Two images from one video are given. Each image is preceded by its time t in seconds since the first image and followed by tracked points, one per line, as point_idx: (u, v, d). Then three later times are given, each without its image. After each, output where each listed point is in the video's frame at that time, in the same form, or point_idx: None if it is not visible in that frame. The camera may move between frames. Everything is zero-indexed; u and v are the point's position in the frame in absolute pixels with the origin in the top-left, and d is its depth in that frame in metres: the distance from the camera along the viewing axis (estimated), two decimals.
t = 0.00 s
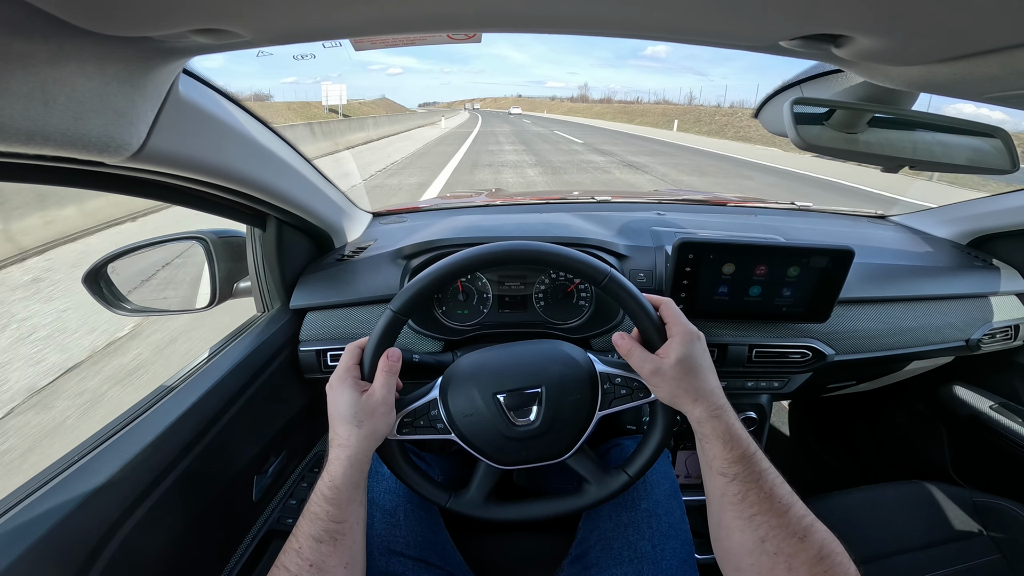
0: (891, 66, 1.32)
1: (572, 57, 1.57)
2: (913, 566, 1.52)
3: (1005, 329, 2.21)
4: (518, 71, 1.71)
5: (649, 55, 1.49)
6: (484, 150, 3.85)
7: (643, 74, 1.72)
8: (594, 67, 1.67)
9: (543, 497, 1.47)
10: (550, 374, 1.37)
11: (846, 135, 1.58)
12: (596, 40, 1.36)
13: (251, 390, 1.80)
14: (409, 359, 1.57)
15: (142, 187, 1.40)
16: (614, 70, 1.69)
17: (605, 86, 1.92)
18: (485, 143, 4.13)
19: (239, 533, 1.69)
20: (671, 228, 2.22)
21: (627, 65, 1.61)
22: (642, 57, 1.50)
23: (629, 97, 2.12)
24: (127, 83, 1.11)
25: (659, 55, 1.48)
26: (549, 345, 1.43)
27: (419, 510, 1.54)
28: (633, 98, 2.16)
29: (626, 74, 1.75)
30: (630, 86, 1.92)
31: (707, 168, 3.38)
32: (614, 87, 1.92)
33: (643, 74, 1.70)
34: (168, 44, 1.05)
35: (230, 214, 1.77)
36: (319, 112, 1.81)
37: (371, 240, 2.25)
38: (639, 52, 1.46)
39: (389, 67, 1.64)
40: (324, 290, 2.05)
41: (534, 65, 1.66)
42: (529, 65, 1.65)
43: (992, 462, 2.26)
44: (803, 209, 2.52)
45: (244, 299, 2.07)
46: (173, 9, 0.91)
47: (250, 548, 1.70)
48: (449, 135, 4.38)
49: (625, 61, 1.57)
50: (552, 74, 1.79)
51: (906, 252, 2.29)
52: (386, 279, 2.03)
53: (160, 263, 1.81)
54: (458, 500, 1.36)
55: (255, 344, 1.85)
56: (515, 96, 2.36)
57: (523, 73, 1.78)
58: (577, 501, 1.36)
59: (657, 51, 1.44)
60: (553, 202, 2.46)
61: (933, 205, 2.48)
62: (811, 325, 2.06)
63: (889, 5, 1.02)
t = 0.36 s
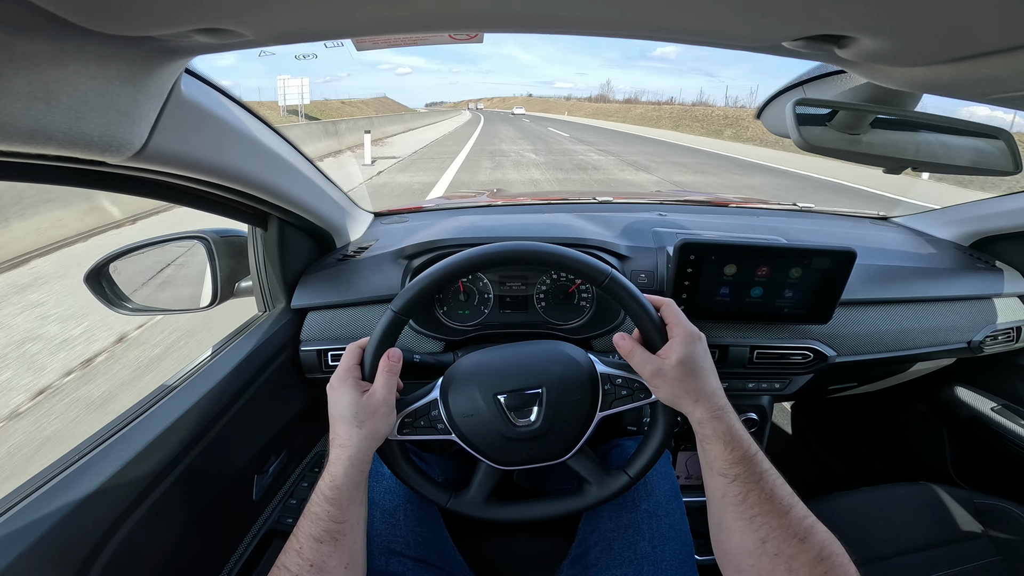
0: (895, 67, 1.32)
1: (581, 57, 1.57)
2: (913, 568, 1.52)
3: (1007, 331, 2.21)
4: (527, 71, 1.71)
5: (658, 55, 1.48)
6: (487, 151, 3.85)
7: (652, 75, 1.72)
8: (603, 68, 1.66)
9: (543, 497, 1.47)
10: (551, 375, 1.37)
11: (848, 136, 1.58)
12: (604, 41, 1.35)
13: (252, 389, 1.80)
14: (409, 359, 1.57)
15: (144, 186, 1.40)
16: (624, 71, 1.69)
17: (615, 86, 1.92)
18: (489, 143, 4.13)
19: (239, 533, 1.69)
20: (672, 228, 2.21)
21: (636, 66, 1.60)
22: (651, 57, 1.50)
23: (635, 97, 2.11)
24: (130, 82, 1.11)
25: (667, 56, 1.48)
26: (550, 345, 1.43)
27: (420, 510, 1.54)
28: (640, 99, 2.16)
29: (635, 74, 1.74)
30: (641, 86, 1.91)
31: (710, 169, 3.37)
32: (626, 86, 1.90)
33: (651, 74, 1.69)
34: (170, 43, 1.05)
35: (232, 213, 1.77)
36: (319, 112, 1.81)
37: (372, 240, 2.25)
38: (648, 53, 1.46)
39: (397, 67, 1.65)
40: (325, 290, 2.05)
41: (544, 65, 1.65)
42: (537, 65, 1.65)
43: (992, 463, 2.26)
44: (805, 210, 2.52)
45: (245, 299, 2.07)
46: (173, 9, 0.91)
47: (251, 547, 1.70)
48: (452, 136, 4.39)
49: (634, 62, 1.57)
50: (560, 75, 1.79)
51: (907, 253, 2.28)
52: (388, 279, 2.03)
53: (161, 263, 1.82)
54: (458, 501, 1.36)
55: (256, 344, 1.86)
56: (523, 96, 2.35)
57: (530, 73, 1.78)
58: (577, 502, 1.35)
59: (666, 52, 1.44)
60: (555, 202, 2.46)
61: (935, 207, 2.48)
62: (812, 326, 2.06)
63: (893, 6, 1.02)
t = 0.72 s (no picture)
0: (903, 68, 1.32)
1: (590, 57, 1.57)
2: (917, 567, 1.52)
3: (1010, 333, 2.21)
4: (533, 71, 1.71)
5: (667, 56, 1.48)
6: (488, 151, 3.86)
7: (659, 75, 1.72)
8: (610, 68, 1.67)
9: (546, 497, 1.47)
10: (555, 374, 1.37)
11: (854, 136, 1.58)
12: (612, 41, 1.35)
13: (255, 388, 1.80)
14: (413, 358, 1.57)
15: (150, 184, 1.40)
16: (632, 71, 1.69)
17: (621, 86, 1.92)
18: (490, 143, 4.14)
19: (242, 532, 1.69)
20: (675, 229, 2.21)
21: (644, 66, 1.60)
22: (661, 58, 1.50)
23: (640, 97, 2.12)
24: (141, 80, 1.11)
25: (676, 56, 1.48)
26: (555, 345, 1.43)
27: (423, 509, 1.54)
28: (645, 99, 2.16)
29: (642, 74, 1.74)
30: (648, 86, 1.91)
31: (712, 170, 3.38)
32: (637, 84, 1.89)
33: (658, 74, 1.69)
34: (183, 40, 1.05)
35: (236, 211, 1.77)
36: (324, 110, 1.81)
37: (376, 239, 2.25)
38: (658, 53, 1.46)
39: (404, 66, 1.65)
40: (328, 289, 2.05)
41: (551, 65, 1.66)
42: (543, 65, 1.65)
43: (994, 465, 2.26)
44: (808, 211, 2.52)
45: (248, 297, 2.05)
46: (187, 5, 0.91)
47: (254, 545, 1.70)
48: (453, 136, 4.39)
49: (643, 62, 1.57)
50: (567, 75, 1.79)
51: (910, 254, 2.28)
52: (391, 278, 2.03)
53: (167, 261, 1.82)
54: (462, 500, 1.36)
55: (259, 343, 1.86)
56: (532, 96, 2.34)
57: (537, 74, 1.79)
58: (581, 502, 1.35)
59: (675, 52, 1.44)
60: (558, 202, 2.46)
61: (938, 209, 2.48)
62: (816, 327, 2.06)
63: (904, 7, 1.02)
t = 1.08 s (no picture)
0: (908, 71, 1.32)
1: (600, 58, 1.57)
2: (920, 567, 1.53)
3: (1012, 334, 2.22)
4: (541, 72, 1.72)
5: (677, 57, 1.48)
6: (491, 151, 3.86)
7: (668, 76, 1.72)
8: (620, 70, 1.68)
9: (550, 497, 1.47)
10: (560, 374, 1.38)
11: (858, 138, 1.59)
12: (621, 43, 1.36)
13: (259, 388, 1.80)
14: (417, 358, 1.57)
15: (157, 184, 1.41)
16: (641, 73, 1.69)
17: (628, 86, 1.92)
18: (493, 144, 4.14)
19: (246, 532, 1.69)
20: (678, 229, 2.22)
21: (654, 67, 1.61)
22: (670, 59, 1.50)
23: (646, 96, 2.12)
24: (152, 81, 1.11)
25: (685, 58, 1.49)
26: (559, 345, 1.44)
27: (426, 509, 1.54)
28: (650, 98, 2.16)
29: (652, 75, 1.74)
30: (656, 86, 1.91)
31: (713, 170, 3.39)
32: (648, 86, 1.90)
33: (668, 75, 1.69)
34: (194, 41, 1.05)
35: (241, 212, 1.77)
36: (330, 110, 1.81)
37: (379, 239, 2.25)
38: (667, 55, 1.46)
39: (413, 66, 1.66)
40: (332, 289, 2.05)
41: (560, 66, 1.67)
42: (552, 66, 1.66)
43: (996, 466, 2.27)
44: (811, 212, 2.52)
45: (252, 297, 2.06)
46: (199, 8, 0.92)
47: (258, 545, 1.70)
48: (455, 136, 4.40)
49: (651, 63, 1.57)
50: (575, 76, 1.80)
51: (913, 256, 2.29)
52: (395, 279, 2.04)
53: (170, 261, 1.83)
54: (466, 500, 1.36)
55: (263, 343, 1.86)
56: (545, 96, 2.35)
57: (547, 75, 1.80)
58: (585, 502, 1.36)
59: (684, 54, 1.44)
60: (561, 202, 2.46)
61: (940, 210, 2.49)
62: (818, 328, 2.06)
63: (911, 11, 1.02)
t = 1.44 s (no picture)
0: (908, 70, 1.32)
1: (604, 57, 1.57)
2: (921, 566, 1.53)
3: (1011, 333, 2.22)
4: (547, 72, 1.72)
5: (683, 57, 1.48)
6: (490, 151, 3.86)
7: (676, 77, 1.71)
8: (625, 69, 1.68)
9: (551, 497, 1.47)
10: (560, 374, 1.38)
11: (857, 137, 1.60)
12: (625, 43, 1.36)
13: (259, 389, 1.79)
14: (417, 358, 1.57)
15: (155, 183, 1.40)
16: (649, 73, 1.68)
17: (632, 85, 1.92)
18: (492, 144, 4.15)
19: (245, 532, 1.68)
20: (678, 229, 2.22)
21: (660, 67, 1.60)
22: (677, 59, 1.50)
23: (649, 95, 2.12)
24: (153, 79, 1.11)
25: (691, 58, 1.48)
26: (560, 345, 1.44)
27: (427, 509, 1.54)
28: (651, 96, 2.16)
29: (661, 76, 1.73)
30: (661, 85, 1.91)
31: (713, 171, 3.39)
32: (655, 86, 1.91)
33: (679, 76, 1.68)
34: (196, 39, 1.05)
35: (240, 211, 1.76)
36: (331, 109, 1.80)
37: (379, 238, 2.24)
38: (673, 55, 1.46)
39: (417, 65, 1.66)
40: (331, 289, 2.04)
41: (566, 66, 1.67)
42: (559, 65, 1.66)
43: (996, 466, 2.28)
44: (810, 212, 2.52)
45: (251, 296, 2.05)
46: (202, 4, 0.91)
47: (258, 545, 1.69)
48: (454, 137, 4.40)
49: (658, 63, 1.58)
50: (582, 76, 1.81)
51: (911, 255, 2.29)
52: (394, 278, 2.03)
53: (169, 261, 1.83)
54: (467, 500, 1.35)
55: (262, 343, 1.85)
56: (552, 95, 2.35)
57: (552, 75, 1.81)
58: (585, 501, 1.35)
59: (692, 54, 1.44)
60: (560, 202, 2.46)
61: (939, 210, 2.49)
62: (818, 327, 2.07)
63: (913, 10, 1.02)
